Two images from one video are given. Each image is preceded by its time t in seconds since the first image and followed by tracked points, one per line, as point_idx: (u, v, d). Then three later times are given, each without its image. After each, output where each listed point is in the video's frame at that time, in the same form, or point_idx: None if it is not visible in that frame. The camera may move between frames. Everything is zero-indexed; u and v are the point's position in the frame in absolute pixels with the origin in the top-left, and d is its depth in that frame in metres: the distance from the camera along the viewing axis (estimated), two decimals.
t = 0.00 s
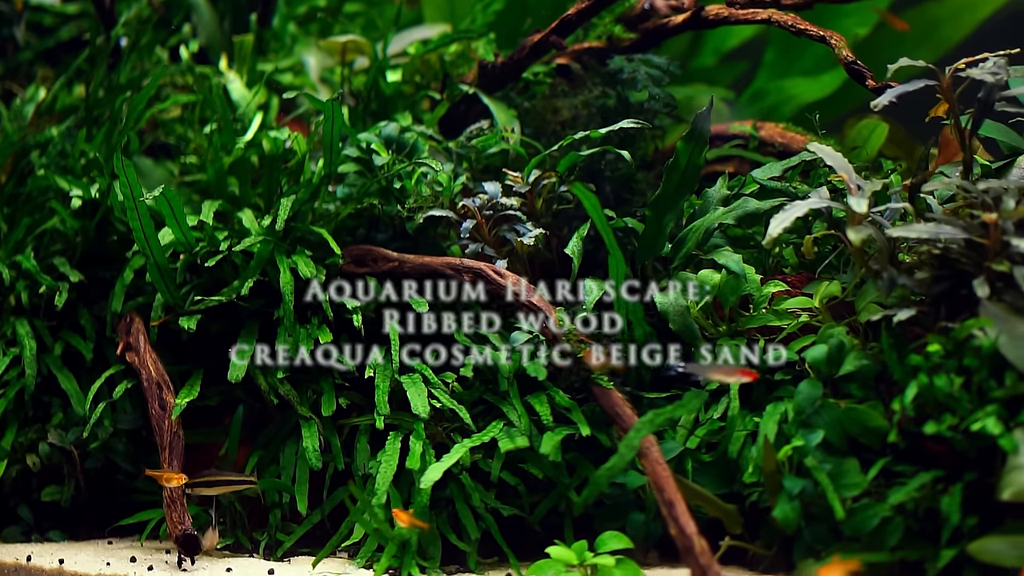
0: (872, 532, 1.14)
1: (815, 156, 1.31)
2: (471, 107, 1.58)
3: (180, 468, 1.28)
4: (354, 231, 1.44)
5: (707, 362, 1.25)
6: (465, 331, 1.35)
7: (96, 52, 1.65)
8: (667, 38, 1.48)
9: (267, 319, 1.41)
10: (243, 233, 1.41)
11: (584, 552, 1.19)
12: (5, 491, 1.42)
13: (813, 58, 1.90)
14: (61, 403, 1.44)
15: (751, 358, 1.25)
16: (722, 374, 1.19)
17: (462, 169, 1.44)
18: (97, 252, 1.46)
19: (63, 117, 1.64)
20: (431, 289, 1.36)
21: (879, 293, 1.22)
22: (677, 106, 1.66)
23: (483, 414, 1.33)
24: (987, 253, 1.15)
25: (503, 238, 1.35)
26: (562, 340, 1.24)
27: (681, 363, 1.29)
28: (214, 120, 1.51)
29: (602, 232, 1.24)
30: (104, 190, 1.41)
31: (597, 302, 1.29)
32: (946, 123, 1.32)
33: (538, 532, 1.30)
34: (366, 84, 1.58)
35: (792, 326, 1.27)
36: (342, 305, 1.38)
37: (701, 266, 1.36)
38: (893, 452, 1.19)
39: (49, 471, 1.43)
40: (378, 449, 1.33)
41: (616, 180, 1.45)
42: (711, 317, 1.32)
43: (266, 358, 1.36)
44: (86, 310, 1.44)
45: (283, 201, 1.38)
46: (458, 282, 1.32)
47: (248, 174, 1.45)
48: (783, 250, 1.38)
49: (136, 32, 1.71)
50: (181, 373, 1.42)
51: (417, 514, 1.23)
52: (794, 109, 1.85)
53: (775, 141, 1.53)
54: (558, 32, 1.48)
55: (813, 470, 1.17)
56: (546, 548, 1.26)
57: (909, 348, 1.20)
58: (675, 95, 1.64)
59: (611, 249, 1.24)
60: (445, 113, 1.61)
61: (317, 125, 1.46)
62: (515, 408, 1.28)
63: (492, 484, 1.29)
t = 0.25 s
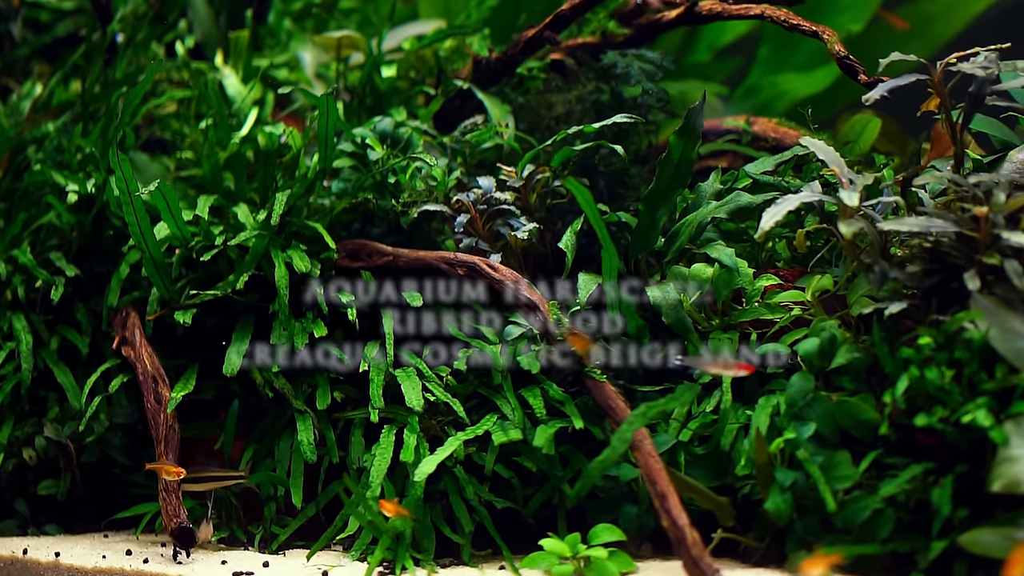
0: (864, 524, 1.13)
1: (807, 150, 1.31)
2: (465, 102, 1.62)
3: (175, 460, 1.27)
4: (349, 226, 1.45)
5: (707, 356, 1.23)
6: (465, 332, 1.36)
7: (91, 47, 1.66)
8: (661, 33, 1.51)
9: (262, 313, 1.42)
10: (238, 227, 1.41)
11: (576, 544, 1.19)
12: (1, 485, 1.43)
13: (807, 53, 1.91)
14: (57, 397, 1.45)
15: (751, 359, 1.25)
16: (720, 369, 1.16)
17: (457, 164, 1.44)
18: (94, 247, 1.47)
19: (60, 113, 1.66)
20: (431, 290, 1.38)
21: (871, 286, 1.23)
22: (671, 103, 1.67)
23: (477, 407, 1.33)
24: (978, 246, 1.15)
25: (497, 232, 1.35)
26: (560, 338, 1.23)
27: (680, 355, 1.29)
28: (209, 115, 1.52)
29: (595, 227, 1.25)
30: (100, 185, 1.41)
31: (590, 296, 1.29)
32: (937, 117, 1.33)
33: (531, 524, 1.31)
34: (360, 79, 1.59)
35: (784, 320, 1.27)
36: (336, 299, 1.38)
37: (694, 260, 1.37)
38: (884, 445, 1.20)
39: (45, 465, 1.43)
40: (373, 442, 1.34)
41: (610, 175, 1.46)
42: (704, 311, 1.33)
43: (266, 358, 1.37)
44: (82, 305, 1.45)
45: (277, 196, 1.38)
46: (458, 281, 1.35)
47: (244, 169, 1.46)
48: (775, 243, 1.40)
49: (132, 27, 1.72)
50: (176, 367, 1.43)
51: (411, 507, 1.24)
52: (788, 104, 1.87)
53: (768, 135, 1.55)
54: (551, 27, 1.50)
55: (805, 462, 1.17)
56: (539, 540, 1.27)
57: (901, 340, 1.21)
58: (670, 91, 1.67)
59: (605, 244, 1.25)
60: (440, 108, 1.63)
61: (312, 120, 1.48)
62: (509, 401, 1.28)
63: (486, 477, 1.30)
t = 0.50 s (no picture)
0: (856, 517, 1.14)
1: (799, 146, 1.32)
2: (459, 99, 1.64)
3: (170, 455, 1.28)
4: (343, 221, 1.45)
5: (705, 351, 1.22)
6: (464, 331, 1.36)
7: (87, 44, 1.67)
8: (655, 30, 1.51)
9: (257, 308, 1.42)
10: (234, 223, 1.42)
11: (570, 538, 1.20)
12: None
13: (801, 50, 1.92)
14: (53, 393, 1.45)
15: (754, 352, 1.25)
16: (716, 363, 1.16)
17: (451, 160, 1.46)
18: (90, 243, 1.48)
19: (57, 110, 1.67)
20: (431, 289, 1.40)
21: (862, 281, 1.23)
22: (664, 99, 1.68)
23: (471, 402, 1.34)
24: (968, 241, 1.15)
25: (491, 227, 1.36)
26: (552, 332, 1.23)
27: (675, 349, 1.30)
28: (205, 112, 1.53)
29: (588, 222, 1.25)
30: (96, 181, 1.42)
31: (584, 291, 1.30)
32: (928, 112, 1.33)
33: (525, 518, 1.32)
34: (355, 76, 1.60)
35: (776, 315, 1.28)
36: (332, 294, 1.39)
37: (687, 255, 1.38)
38: (876, 439, 1.20)
39: (41, 460, 1.44)
40: (368, 437, 1.34)
41: (604, 171, 1.46)
42: (697, 305, 1.34)
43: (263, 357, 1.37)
44: (78, 300, 1.45)
45: (272, 192, 1.39)
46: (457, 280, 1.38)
47: (239, 165, 1.46)
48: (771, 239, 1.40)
49: (129, 24, 1.73)
50: (172, 362, 1.43)
51: (405, 501, 1.24)
52: (780, 100, 1.88)
53: (762, 131, 1.57)
54: (545, 23, 1.51)
55: (797, 456, 1.18)
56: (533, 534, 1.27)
57: (892, 335, 1.21)
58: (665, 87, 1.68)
59: (598, 239, 1.24)
60: (434, 104, 1.65)
61: (306, 117, 1.49)
62: (502, 396, 1.29)
63: (480, 471, 1.30)
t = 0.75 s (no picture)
0: (848, 511, 1.14)
1: (792, 142, 1.33)
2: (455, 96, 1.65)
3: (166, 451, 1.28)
4: (338, 218, 1.46)
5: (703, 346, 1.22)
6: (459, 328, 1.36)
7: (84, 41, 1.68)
8: (650, 26, 1.52)
9: (253, 304, 1.43)
10: (229, 219, 1.42)
11: (563, 533, 1.20)
12: None
13: (795, 47, 1.93)
14: (50, 389, 1.46)
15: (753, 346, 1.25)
16: (712, 359, 1.16)
17: (446, 157, 1.46)
18: (85, 240, 1.48)
19: (53, 107, 1.67)
20: (426, 287, 1.41)
21: (854, 277, 1.24)
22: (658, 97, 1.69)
23: (466, 398, 1.34)
24: (961, 237, 1.16)
25: (485, 224, 1.37)
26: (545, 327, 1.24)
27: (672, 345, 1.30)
28: (200, 109, 1.55)
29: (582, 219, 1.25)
30: (92, 178, 1.42)
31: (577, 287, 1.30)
32: (921, 109, 1.34)
33: (519, 513, 1.32)
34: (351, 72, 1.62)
35: (769, 311, 1.28)
36: (327, 290, 1.39)
37: (681, 251, 1.39)
38: (868, 434, 1.20)
39: (37, 456, 1.45)
40: (363, 432, 1.35)
41: (598, 167, 1.47)
42: (690, 301, 1.34)
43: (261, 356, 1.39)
44: (74, 297, 1.46)
45: (267, 189, 1.40)
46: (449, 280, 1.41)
47: (235, 162, 1.47)
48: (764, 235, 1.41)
49: (125, 21, 1.74)
50: (168, 359, 1.44)
51: (399, 496, 1.24)
52: (774, 98, 1.90)
53: (756, 129, 1.59)
54: (540, 21, 1.52)
55: (789, 451, 1.18)
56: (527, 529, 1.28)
57: (884, 330, 1.21)
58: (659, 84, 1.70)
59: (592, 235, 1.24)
60: (429, 102, 1.66)
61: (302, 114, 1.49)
62: (497, 392, 1.29)
63: (474, 467, 1.31)
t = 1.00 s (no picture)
0: (839, 507, 1.14)
1: (784, 140, 1.34)
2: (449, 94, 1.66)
3: (161, 448, 1.29)
4: (333, 216, 1.46)
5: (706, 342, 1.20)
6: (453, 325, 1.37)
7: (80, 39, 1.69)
8: (643, 25, 1.53)
9: (248, 302, 1.43)
10: (224, 217, 1.43)
11: (557, 529, 1.20)
12: None
13: (789, 45, 1.94)
14: (46, 386, 1.46)
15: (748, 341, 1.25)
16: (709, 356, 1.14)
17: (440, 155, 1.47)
18: (81, 237, 1.49)
19: (49, 105, 1.68)
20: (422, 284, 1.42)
21: (846, 274, 1.24)
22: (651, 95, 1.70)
23: (459, 395, 1.35)
24: (951, 234, 1.16)
25: (479, 221, 1.38)
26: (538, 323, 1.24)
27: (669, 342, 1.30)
28: (196, 108, 1.56)
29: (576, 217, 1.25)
30: (87, 176, 1.43)
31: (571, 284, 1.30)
32: (913, 107, 1.34)
33: (512, 510, 1.33)
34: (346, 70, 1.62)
35: (762, 308, 1.28)
36: (321, 287, 1.40)
37: (673, 249, 1.39)
38: (860, 431, 1.20)
39: (33, 453, 1.45)
40: (357, 429, 1.35)
41: (592, 166, 1.48)
42: (683, 298, 1.34)
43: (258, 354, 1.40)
44: (70, 295, 1.47)
45: (262, 187, 1.40)
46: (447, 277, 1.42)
47: (230, 159, 1.47)
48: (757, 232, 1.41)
49: (121, 20, 1.76)
50: (163, 356, 1.44)
51: (393, 493, 1.25)
52: (768, 96, 1.91)
53: (749, 126, 1.60)
54: (534, 19, 1.53)
55: (781, 448, 1.18)
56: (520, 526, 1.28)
57: (875, 327, 1.21)
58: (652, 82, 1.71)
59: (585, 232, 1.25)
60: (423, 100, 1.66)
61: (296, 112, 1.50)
62: (490, 388, 1.30)
63: (468, 464, 1.31)
